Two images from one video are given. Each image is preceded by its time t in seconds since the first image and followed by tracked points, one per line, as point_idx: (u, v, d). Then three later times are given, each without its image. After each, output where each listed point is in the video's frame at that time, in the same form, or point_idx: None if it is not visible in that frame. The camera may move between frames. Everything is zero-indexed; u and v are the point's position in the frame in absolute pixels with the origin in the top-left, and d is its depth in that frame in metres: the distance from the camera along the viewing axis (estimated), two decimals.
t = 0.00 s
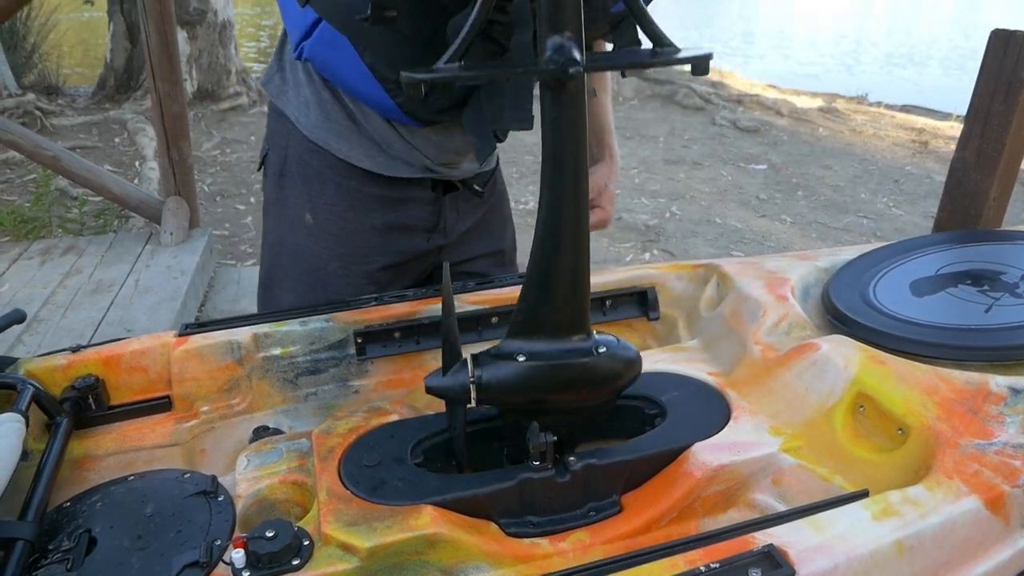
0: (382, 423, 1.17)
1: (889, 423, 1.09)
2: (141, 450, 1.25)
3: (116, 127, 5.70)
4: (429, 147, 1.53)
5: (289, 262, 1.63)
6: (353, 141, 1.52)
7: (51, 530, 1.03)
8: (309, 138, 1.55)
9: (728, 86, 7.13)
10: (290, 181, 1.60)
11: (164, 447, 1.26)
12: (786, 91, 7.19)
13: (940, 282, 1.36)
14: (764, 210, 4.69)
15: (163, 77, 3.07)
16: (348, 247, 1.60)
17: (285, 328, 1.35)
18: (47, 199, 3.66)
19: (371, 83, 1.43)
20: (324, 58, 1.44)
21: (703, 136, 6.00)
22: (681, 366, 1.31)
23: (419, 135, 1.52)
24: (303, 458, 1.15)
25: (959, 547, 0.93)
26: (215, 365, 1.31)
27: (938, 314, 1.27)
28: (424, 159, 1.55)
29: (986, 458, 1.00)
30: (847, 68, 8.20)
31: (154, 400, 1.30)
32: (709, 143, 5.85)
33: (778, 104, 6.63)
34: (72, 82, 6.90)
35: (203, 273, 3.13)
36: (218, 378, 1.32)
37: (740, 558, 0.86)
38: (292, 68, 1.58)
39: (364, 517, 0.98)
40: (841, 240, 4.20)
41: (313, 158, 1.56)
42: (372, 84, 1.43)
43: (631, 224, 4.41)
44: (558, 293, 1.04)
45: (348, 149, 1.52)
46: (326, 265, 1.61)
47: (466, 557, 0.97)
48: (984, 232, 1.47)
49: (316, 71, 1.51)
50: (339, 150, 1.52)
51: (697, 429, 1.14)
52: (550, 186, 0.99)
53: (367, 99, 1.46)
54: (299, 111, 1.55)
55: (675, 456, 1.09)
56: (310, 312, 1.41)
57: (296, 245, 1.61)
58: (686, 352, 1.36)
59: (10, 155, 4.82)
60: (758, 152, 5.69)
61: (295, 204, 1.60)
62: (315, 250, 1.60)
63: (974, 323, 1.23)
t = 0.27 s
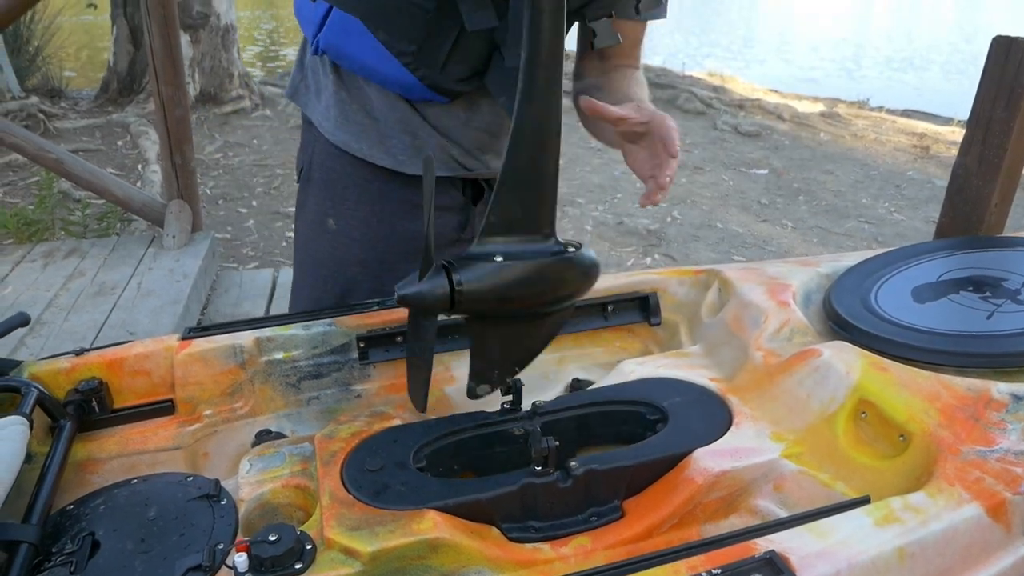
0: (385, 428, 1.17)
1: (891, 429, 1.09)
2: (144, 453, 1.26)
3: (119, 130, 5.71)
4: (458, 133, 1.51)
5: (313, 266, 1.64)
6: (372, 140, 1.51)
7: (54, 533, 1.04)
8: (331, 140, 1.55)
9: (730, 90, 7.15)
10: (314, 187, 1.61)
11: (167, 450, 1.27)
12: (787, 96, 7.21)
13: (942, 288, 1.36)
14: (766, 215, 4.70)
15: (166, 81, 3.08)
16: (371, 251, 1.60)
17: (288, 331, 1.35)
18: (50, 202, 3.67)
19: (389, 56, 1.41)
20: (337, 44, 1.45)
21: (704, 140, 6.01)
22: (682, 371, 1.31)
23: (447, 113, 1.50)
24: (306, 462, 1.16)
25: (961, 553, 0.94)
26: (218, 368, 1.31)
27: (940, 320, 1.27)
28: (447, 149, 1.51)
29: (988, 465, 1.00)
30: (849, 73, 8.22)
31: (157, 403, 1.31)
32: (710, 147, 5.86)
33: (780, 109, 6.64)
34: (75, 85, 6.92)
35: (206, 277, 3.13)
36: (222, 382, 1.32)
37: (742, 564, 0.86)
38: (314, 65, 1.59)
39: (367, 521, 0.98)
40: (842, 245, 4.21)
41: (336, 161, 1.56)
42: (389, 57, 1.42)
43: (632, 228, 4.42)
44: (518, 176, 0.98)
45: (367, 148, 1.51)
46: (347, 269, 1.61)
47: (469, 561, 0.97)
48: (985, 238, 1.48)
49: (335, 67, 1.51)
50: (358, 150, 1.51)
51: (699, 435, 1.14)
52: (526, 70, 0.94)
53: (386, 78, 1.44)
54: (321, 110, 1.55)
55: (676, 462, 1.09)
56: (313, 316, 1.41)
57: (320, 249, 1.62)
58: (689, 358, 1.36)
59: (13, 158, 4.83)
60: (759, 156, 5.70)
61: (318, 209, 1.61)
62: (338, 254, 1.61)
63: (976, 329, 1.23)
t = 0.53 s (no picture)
0: (391, 444, 1.18)
1: (895, 446, 1.09)
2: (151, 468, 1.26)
3: (125, 141, 5.74)
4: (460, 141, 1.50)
5: (320, 281, 1.67)
6: (374, 156, 1.53)
7: (63, 548, 1.04)
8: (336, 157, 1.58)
9: (732, 102, 7.18)
10: (323, 203, 1.64)
11: (173, 466, 1.27)
12: (790, 108, 7.24)
13: (943, 305, 1.37)
14: (768, 226, 4.72)
15: (174, 96, 3.11)
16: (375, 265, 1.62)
17: (295, 347, 1.37)
18: (58, 215, 3.69)
19: (392, 64, 1.40)
20: (341, 55, 1.44)
21: (707, 152, 6.04)
22: (685, 388, 1.32)
23: (450, 122, 1.49)
24: (313, 478, 1.16)
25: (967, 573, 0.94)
26: (225, 385, 1.33)
27: (942, 337, 1.28)
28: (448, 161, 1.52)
29: (993, 483, 1.00)
30: (850, 85, 8.26)
31: (165, 418, 1.32)
32: (713, 159, 5.89)
33: (782, 120, 6.67)
34: (82, 97, 6.96)
35: (211, 289, 3.15)
36: (229, 398, 1.33)
37: None
38: (320, 82, 1.61)
39: (373, 539, 0.98)
40: (845, 257, 4.23)
41: (341, 178, 1.59)
42: (392, 65, 1.41)
43: (636, 240, 4.43)
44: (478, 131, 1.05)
45: (369, 165, 1.54)
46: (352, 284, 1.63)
47: None
48: (986, 254, 1.48)
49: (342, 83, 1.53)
50: (360, 167, 1.54)
51: (703, 452, 1.14)
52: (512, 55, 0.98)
53: (388, 86, 1.43)
54: (329, 126, 1.57)
55: (681, 479, 1.10)
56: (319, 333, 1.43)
57: (330, 263, 1.65)
58: (692, 374, 1.37)
59: (20, 169, 4.86)
60: (761, 168, 5.72)
61: (326, 226, 1.65)
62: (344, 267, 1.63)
63: (978, 346, 1.24)
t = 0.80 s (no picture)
0: (405, 496, 1.18)
1: (912, 498, 1.09)
2: (165, 520, 1.27)
3: (139, 182, 5.82)
4: (458, 195, 1.54)
5: (315, 325, 1.68)
6: (374, 204, 1.55)
7: None
8: (335, 204, 1.59)
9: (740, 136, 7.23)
10: (323, 249, 1.65)
11: (187, 517, 1.28)
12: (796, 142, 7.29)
13: (956, 350, 1.36)
14: (778, 261, 4.73)
15: (189, 141, 3.17)
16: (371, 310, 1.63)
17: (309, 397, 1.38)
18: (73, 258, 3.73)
19: (395, 119, 1.44)
20: (345, 108, 1.46)
21: (714, 187, 6.07)
22: (696, 438, 1.32)
23: (447, 177, 1.52)
24: (327, 531, 1.16)
25: None
26: (239, 434, 1.33)
27: (956, 384, 1.27)
28: (444, 212, 1.55)
29: (1014, 536, 0.99)
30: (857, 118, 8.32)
31: (179, 468, 1.32)
32: (721, 194, 5.92)
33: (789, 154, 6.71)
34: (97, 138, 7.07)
35: (223, 331, 3.17)
36: (242, 448, 1.33)
37: None
38: (322, 130, 1.63)
39: None
40: (856, 292, 4.23)
41: (342, 225, 1.61)
42: (394, 119, 1.44)
43: (645, 277, 4.44)
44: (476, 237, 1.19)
45: (367, 213, 1.55)
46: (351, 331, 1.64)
47: None
48: (996, 297, 1.48)
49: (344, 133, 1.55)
50: (358, 214, 1.56)
51: (718, 505, 1.14)
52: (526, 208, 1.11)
53: (389, 139, 1.46)
54: (328, 173, 1.59)
55: (696, 531, 1.09)
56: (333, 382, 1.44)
57: (325, 308, 1.67)
58: (704, 423, 1.37)
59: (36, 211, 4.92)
60: (769, 203, 5.74)
61: (325, 270, 1.65)
62: (340, 313, 1.64)
63: (993, 393, 1.23)
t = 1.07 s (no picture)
0: None
1: None
2: None
3: (160, 252, 5.92)
4: (467, 282, 1.60)
5: (327, 402, 1.69)
6: (388, 286, 1.58)
7: None
8: (349, 284, 1.61)
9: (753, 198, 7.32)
10: (336, 325, 1.66)
11: None
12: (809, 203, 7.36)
13: (977, 424, 1.36)
14: (794, 324, 4.75)
15: (211, 215, 3.25)
16: (384, 387, 1.64)
17: (330, 475, 1.39)
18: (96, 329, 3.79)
19: (411, 210, 1.50)
20: (364, 195, 1.52)
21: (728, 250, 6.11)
22: (718, 515, 1.32)
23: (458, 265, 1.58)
24: None
25: None
26: (262, 512, 1.34)
27: (979, 459, 1.26)
28: (456, 297, 1.59)
29: None
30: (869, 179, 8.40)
31: (201, 547, 1.33)
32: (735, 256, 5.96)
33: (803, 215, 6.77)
34: (120, 208, 7.22)
35: (243, 402, 3.19)
36: (264, 527, 1.34)
37: None
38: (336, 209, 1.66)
39: None
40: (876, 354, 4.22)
41: (355, 304, 1.62)
42: (409, 209, 1.50)
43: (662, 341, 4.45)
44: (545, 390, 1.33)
45: (380, 293, 1.58)
46: (366, 408, 1.65)
47: None
48: (1014, 369, 1.48)
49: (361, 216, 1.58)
50: (372, 294, 1.58)
51: None
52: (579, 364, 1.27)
53: (404, 229, 1.52)
54: (344, 253, 1.61)
55: None
56: (354, 459, 1.44)
57: (334, 385, 1.67)
58: (725, 499, 1.36)
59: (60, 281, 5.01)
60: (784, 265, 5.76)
61: (338, 345, 1.66)
62: (352, 390, 1.65)
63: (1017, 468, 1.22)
